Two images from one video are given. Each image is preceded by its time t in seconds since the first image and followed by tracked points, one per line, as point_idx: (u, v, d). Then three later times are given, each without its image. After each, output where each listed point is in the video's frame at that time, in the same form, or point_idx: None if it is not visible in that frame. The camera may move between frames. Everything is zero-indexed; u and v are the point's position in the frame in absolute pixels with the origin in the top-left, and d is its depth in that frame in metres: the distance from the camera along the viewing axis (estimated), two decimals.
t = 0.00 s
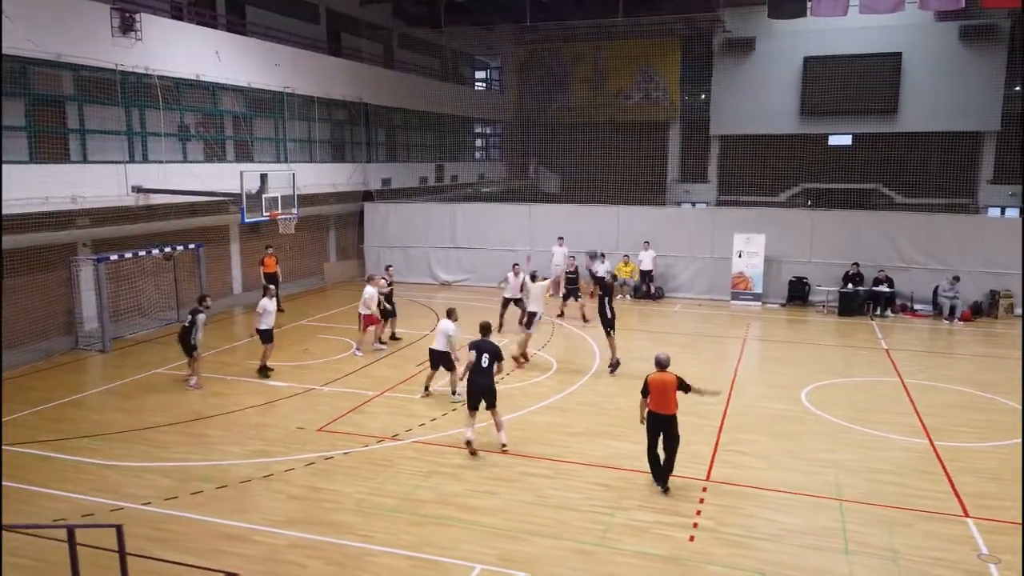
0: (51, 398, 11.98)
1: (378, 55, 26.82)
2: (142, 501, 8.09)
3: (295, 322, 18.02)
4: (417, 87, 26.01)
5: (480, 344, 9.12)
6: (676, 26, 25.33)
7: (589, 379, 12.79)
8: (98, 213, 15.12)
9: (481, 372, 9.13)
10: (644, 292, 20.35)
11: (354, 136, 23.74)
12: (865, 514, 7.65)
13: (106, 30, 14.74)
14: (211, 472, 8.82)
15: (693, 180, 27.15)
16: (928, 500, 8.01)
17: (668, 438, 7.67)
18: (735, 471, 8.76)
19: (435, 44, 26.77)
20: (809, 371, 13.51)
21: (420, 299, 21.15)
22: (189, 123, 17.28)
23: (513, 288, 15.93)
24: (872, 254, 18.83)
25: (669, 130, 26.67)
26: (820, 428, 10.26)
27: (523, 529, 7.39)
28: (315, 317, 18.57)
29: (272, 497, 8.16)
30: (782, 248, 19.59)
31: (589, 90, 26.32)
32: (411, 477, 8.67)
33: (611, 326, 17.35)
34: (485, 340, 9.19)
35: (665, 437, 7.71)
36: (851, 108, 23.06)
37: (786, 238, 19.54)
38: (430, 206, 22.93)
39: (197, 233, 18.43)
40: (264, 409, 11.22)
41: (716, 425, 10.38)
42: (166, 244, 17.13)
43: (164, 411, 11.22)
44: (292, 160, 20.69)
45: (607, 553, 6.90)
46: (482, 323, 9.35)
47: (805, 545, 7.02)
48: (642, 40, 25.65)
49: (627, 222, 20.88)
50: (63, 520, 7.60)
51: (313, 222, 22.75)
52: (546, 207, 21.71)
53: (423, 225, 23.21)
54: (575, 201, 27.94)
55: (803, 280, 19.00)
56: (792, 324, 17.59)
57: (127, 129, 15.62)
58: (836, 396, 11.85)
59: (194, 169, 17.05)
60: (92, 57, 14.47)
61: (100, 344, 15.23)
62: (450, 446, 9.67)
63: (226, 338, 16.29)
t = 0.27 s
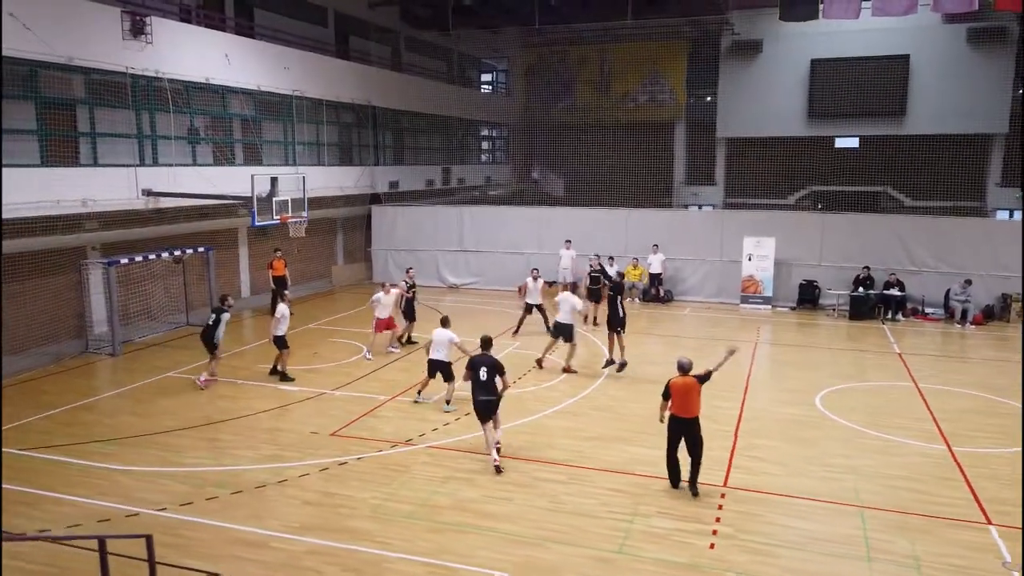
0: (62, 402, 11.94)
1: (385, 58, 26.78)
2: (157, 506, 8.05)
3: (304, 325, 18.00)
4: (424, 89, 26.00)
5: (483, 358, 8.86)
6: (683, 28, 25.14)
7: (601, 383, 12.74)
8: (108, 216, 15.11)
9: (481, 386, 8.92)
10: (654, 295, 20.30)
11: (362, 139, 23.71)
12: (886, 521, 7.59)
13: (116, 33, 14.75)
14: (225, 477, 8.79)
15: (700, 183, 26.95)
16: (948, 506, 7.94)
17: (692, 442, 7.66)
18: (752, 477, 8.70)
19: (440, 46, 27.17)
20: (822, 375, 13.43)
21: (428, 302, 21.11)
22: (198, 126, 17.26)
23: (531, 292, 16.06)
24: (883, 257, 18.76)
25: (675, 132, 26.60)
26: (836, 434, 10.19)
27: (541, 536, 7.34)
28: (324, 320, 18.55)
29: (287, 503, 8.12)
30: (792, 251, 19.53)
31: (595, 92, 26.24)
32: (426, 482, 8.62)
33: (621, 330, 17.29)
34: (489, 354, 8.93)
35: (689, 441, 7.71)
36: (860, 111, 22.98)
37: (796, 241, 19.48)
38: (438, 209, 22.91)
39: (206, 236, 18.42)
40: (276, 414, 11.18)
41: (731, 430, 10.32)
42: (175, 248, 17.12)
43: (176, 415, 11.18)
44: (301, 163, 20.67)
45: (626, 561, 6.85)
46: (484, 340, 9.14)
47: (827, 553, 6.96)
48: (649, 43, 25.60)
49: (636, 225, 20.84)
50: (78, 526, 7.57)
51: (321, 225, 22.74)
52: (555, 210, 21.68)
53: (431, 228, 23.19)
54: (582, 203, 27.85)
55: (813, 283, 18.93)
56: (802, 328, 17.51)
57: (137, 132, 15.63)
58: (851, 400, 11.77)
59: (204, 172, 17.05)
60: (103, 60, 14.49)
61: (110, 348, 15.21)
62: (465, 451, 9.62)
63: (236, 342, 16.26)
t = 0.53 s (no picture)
0: (73, 407, 11.92)
1: (393, 62, 26.85)
2: (172, 512, 8.03)
3: (312, 329, 17.96)
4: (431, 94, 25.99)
5: (477, 353, 9.22)
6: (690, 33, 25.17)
7: (613, 389, 12.68)
8: (119, 221, 15.09)
9: (480, 379, 9.16)
10: (663, 299, 20.25)
11: (370, 143, 23.67)
12: (907, 530, 7.53)
13: (127, 37, 14.76)
14: (240, 484, 8.76)
15: (707, 186, 26.53)
16: (970, 515, 7.87)
17: (717, 453, 7.64)
18: (770, 485, 8.65)
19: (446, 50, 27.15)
20: (836, 381, 13.35)
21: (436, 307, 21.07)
22: (208, 130, 17.25)
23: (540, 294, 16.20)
24: (893, 262, 18.70)
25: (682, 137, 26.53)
26: (853, 441, 10.13)
27: (560, 544, 7.29)
28: (333, 325, 18.51)
29: (303, 510, 8.09)
30: (802, 256, 19.47)
31: (602, 96, 26.14)
32: (442, 489, 8.58)
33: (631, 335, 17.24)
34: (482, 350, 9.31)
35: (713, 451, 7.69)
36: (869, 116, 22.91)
37: (805, 246, 19.43)
38: (446, 213, 22.89)
39: (215, 241, 18.39)
40: (289, 419, 11.15)
41: (747, 437, 10.26)
42: (184, 252, 17.09)
43: (189, 421, 11.15)
44: (310, 168, 20.64)
45: (647, 570, 6.79)
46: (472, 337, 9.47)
47: (849, 562, 6.90)
48: (656, 47, 25.54)
49: (645, 229, 20.80)
50: (95, 532, 7.55)
51: (329, 229, 22.71)
52: (563, 215, 21.64)
53: (438, 232, 23.16)
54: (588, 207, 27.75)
55: (823, 288, 18.87)
56: (812, 333, 17.44)
57: (148, 137, 15.63)
58: (866, 407, 11.70)
59: (213, 176, 17.03)
60: (114, 65, 14.50)
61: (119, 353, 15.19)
62: (479, 457, 9.58)
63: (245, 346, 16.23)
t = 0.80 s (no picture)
0: (86, 411, 11.92)
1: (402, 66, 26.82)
2: (188, 517, 8.02)
3: (323, 333, 17.98)
4: (441, 98, 26.02)
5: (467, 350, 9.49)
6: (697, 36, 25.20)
7: (626, 394, 12.63)
8: (131, 224, 15.14)
9: (472, 377, 9.46)
10: (673, 304, 20.16)
11: (380, 147, 23.68)
12: (928, 538, 7.45)
13: (141, 42, 14.83)
14: (255, 488, 8.74)
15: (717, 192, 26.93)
16: (991, 523, 7.79)
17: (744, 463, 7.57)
18: (788, 492, 8.58)
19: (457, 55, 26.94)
20: (851, 386, 13.25)
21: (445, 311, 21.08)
22: (220, 134, 17.30)
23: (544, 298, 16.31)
24: (907, 266, 18.60)
25: (691, 141, 26.45)
26: (870, 447, 10.05)
27: (577, 550, 7.24)
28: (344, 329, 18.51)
29: (318, 514, 8.06)
30: (814, 260, 19.39)
31: (611, 100, 26.10)
32: (457, 495, 8.54)
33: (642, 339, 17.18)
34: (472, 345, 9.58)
35: (742, 462, 7.62)
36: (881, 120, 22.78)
37: (818, 251, 19.34)
38: (456, 217, 22.90)
39: (226, 245, 18.43)
40: (302, 424, 11.14)
41: (763, 443, 10.19)
42: (196, 256, 17.12)
43: (202, 425, 11.16)
44: (320, 171, 20.66)
45: None
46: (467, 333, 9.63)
47: (870, 571, 6.83)
48: (666, 51, 25.53)
49: (655, 234, 20.75)
50: (110, 537, 7.54)
51: (339, 233, 22.73)
52: (573, 219, 21.61)
53: (448, 236, 23.17)
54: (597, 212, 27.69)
55: (835, 293, 18.77)
56: (825, 338, 17.35)
57: (161, 141, 15.70)
58: (883, 413, 11.62)
59: (224, 180, 17.06)
60: (128, 69, 14.57)
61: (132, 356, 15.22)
62: (494, 463, 9.54)
63: (256, 350, 16.23)
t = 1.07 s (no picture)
0: (103, 415, 11.96)
1: (415, 70, 27.25)
2: (206, 522, 8.01)
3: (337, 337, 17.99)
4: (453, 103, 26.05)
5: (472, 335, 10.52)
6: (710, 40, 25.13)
7: (642, 399, 12.57)
8: (147, 229, 15.21)
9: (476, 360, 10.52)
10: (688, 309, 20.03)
11: (394, 152, 23.71)
12: (953, 547, 7.35)
13: (158, 47, 14.91)
14: (272, 493, 8.73)
15: (730, 196, 26.80)
16: (1016, 531, 7.68)
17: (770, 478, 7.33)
18: (809, 499, 8.49)
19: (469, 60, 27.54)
20: (869, 392, 13.13)
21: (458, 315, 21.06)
22: (235, 139, 17.35)
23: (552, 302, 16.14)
24: (924, 271, 18.44)
25: (704, 145, 26.36)
26: (891, 454, 9.94)
27: (596, 557, 7.18)
28: (357, 333, 18.53)
29: (335, 519, 8.04)
30: (830, 265, 19.27)
31: (623, 104, 26.05)
32: (474, 501, 8.50)
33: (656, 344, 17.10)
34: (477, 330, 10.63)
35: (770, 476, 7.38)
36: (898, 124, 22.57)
37: (834, 255, 19.23)
38: (469, 222, 22.90)
39: (240, 249, 18.49)
40: (318, 428, 11.14)
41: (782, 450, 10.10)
42: (211, 261, 17.19)
43: (219, 429, 11.17)
44: (334, 176, 20.70)
45: None
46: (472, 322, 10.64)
47: None
48: (678, 55, 25.48)
49: (669, 238, 20.68)
50: (128, 541, 7.54)
51: (352, 237, 22.78)
52: (586, 223, 21.58)
53: (461, 240, 23.16)
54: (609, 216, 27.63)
55: (851, 298, 18.65)
56: (841, 343, 17.21)
57: (178, 146, 15.77)
58: (902, 419, 11.50)
59: (239, 185, 17.13)
60: (145, 74, 14.64)
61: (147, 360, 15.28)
62: (510, 468, 9.50)
63: (270, 354, 16.27)
